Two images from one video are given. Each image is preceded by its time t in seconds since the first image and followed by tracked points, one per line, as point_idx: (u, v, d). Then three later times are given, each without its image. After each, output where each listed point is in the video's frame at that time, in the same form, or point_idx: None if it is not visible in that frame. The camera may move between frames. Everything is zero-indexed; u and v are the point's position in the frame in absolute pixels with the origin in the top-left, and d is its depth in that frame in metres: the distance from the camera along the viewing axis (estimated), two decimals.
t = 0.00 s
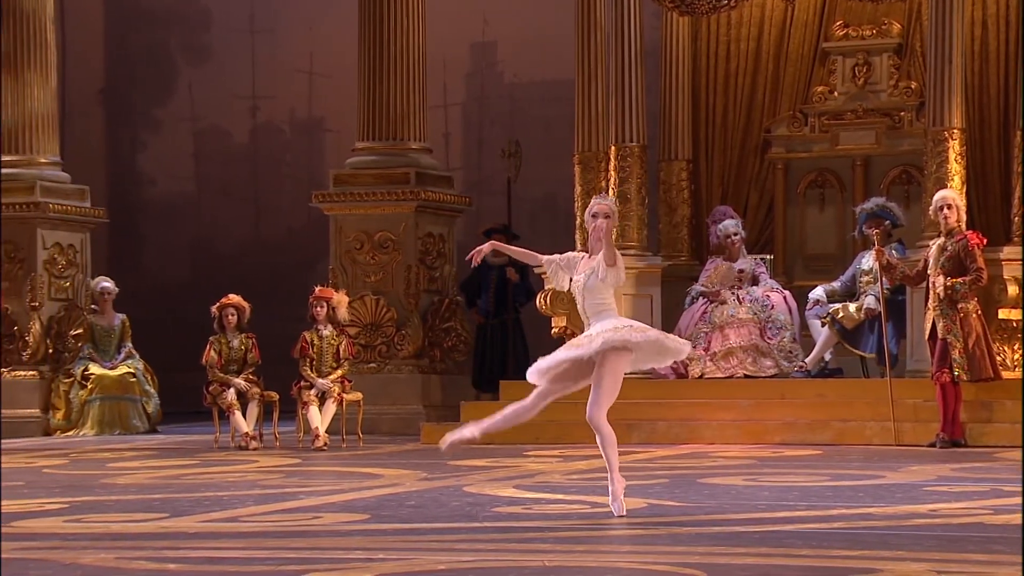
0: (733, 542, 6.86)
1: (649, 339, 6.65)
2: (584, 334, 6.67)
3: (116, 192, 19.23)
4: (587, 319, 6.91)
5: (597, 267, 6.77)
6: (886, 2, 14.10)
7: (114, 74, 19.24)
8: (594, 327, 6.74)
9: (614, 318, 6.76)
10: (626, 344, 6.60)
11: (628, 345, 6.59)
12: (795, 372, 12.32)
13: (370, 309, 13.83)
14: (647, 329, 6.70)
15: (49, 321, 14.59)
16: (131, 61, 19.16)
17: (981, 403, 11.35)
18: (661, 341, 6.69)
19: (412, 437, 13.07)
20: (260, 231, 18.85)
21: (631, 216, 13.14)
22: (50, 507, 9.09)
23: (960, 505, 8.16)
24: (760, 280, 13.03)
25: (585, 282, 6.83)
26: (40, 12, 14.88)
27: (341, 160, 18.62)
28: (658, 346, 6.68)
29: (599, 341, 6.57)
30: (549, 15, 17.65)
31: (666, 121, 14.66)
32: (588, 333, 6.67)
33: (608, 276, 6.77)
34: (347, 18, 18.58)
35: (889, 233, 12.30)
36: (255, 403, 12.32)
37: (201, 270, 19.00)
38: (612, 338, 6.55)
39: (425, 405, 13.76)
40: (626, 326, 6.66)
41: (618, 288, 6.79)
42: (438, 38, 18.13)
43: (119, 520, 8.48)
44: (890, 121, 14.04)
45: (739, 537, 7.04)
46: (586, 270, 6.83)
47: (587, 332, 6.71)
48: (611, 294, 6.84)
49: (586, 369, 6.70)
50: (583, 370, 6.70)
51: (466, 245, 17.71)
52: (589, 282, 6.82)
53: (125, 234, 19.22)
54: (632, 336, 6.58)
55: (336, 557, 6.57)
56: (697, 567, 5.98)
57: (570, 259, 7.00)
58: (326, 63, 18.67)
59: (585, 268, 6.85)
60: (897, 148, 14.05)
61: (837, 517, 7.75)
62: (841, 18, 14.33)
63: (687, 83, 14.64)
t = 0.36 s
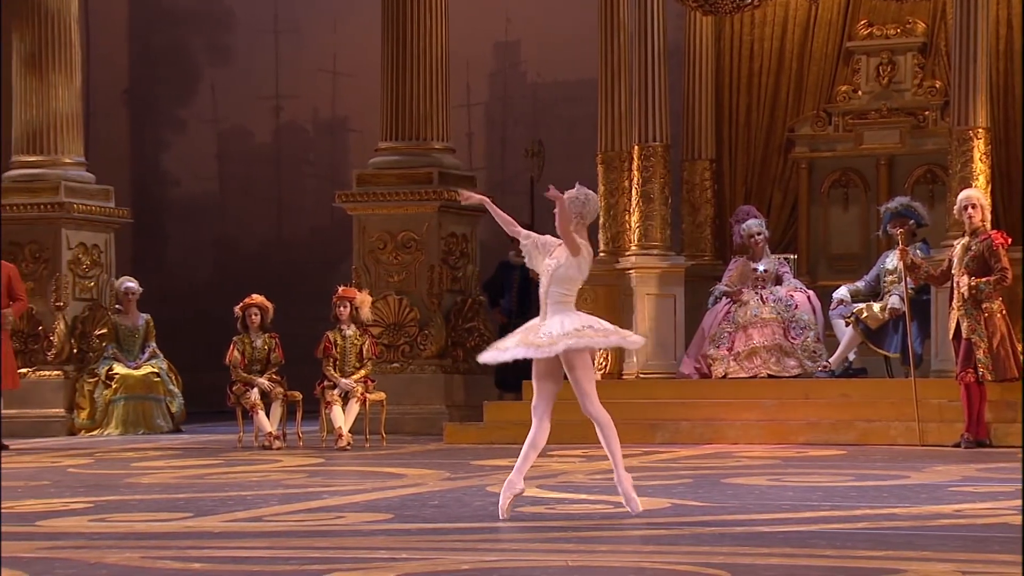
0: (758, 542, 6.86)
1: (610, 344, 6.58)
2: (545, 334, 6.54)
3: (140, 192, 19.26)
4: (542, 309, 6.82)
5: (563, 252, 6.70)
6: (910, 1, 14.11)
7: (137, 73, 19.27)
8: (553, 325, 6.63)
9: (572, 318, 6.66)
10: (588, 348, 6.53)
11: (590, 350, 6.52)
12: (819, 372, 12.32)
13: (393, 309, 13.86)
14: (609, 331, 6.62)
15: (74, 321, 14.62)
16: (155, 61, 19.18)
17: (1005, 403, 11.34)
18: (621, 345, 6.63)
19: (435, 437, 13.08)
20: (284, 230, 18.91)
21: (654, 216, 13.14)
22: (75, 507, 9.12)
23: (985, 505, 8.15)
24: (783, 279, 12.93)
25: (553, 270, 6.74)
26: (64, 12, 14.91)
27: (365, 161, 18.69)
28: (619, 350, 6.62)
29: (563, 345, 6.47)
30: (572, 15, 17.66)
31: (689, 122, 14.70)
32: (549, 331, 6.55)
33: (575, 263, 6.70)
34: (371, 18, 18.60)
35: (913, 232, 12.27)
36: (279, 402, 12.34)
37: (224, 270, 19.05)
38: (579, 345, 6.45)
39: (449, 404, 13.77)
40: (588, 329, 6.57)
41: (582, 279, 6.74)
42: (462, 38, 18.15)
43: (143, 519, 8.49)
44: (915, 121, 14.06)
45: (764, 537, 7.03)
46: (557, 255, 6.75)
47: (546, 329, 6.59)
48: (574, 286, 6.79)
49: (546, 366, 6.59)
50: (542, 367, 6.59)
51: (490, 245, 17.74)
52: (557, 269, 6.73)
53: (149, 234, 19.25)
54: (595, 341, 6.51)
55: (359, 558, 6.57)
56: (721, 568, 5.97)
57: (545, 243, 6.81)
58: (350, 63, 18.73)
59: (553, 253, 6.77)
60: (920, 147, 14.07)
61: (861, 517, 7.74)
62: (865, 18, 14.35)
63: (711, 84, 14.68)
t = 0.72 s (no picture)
0: (783, 542, 6.84)
1: (596, 337, 6.55)
2: (531, 324, 6.52)
3: (164, 192, 19.25)
4: (529, 300, 6.82)
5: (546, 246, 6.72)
6: None
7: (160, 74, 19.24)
8: (540, 316, 6.61)
9: (558, 310, 6.63)
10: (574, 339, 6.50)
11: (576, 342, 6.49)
12: (845, 371, 12.29)
13: (417, 308, 13.86)
14: (595, 324, 6.60)
15: (100, 321, 14.65)
16: (177, 61, 19.19)
17: None
18: (606, 339, 6.60)
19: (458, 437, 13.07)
20: (308, 229, 18.99)
21: (677, 216, 13.18)
22: (99, 505, 9.12)
23: (1011, 505, 8.12)
24: (808, 279, 12.95)
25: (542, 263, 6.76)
26: (90, 12, 14.95)
27: (389, 159, 18.78)
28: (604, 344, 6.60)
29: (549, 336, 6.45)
30: (596, 15, 17.66)
31: (715, 123, 14.69)
32: (536, 322, 6.54)
33: (560, 252, 6.73)
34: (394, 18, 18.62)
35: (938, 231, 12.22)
36: (303, 402, 12.35)
37: (248, 270, 19.09)
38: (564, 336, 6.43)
39: (473, 404, 13.75)
40: (575, 320, 6.55)
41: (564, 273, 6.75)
42: (486, 38, 18.14)
43: (170, 518, 8.51)
44: (940, 119, 14.05)
45: (789, 537, 7.01)
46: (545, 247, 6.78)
47: (533, 319, 6.57)
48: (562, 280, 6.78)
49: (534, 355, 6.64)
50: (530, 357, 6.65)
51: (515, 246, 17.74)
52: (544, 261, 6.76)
53: (173, 234, 19.26)
54: (582, 335, 6.49)
55: (384, 557, 6.57)
56: (746, 567, 5.96)
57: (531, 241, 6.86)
58: (373, 63, 18.77)
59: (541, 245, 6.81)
60: (946, 146, 14.07)
61: (887, 518, 7.71)
62: (890, 16, 14.32)
63: (737, 83, 14.67)
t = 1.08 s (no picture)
0: (806, 541, 6.82)
1: (609, 338, 6.55)
2: (546, 322, 6.58)
3: (187, 191, 19.30)
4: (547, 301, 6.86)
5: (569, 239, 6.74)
6: None
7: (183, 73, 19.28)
8: (556, 316, 6.66)
9: (575, 311, 6.67)
10: (587, 339, 6.51)
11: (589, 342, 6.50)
12: (867, 369, 12.25)
13: (439, 306, 13.88)
14: (609, 326, 6.60)
15: (122, 319, 14.71)
16: (200, 60, 19.22)
17: None
18: (620, 340, 6.60)
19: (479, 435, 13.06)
20: (329, 228, 18.99)
21: (699, 215, 13.18)
22: (122, 503, 9.14)
23: None
24: (831, 278, 12.93)
25: (554, 261, 6.79)
26: (113, 11, 14.98)
27: (411, 159, 18.76)
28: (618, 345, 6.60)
29: (561, 333, 6.48)
30: (617, 13, 17.65)
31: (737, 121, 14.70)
32: (551, 321, 6.59)
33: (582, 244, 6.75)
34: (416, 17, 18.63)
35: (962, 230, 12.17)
36: (325, 400, 12.36)
37: (270, 269, 19.11)
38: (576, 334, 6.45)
39: (494, 402, 13.75)
40: (589, 321, 6.57)
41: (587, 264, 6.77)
42: (507, 37, 18.14)
43: (193, 516, 8.52)
44: (963, 117, 14.01)
45: (812, 536, 6.99)
46: (556, 247, 6.79)
47: (548, 318, 6.62)
48: (578, 276, 6.81)
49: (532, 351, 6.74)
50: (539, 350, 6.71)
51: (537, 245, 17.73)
52: (557, 260, 6.78)
53: (195, 233, 19.30)
54: (595, 334, 6.49)
55: (406, 555, 6.56)
56: (768, 567, 5.94)
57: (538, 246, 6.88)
58: (395, 62, 18.78)
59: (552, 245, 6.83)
60: (969, 144, 14.03)
61: (911, 517, 7.68)
62: (913, 14, 14.29)
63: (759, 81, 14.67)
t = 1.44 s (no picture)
0: (827, 541, 6.80)
1: (623, 338, 6.53)
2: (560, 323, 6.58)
3: (206, 191, 19.33)
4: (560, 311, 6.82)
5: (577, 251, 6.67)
6: None
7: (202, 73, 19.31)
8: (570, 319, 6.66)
9: (588, 314, 6.67)
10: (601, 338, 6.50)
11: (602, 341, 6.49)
12: (887, 369, 12.21)
13: (458, 306, 13.85)
14: (624, 328, 6.60)
15: (142, 319, 14.74)
16: (218, 60, 19.24)
17: None
18: (634, 343, 6.58)
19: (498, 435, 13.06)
20: (348, 228, 19.02)
21: (718, 214, 13.17)
22: (143, 502, 9.15)
23: None
24: (850, 278, 12.92)
25: (560, 275, 6.77)
26: (134, 11, 14.99)
27: (429, 160, 18.77)
28: (632, 349, 6.60)
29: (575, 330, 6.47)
30: (637, 12, 17.65)
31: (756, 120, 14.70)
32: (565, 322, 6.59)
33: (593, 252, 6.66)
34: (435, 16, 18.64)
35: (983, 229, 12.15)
36: (344, 400, 12.36)
37: (289, 268, 19.15)
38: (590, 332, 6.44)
39: (513, 403, 13.76)
40: (602, 321, 6.57)
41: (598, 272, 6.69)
42: (527, 36, 18.15)
43: (214, 515, 8.53)
44: (984, 116, 13.98)
45: (833, 536, 6.97)
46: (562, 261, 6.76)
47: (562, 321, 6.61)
48: (587, 282, 6.77)
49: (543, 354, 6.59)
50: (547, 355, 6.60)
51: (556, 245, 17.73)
52: (564, 273, 6.75)
53: (214, 233, 19.33)
54: (609, 333, 6.49)
55: (427, 554, 6.56)
56: (789, 566, 5.92)
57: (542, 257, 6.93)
58: (414, 62, 18.80)
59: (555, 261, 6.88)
60: (989, 143, 13.98)
61: (932, 516, 7.65)
62: (933, 13, 14.29)
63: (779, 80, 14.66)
